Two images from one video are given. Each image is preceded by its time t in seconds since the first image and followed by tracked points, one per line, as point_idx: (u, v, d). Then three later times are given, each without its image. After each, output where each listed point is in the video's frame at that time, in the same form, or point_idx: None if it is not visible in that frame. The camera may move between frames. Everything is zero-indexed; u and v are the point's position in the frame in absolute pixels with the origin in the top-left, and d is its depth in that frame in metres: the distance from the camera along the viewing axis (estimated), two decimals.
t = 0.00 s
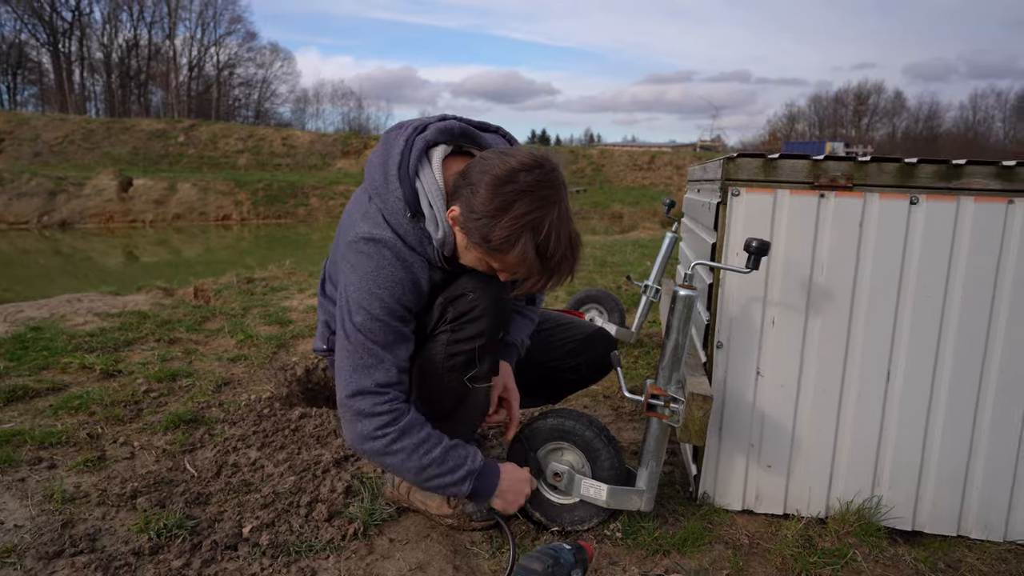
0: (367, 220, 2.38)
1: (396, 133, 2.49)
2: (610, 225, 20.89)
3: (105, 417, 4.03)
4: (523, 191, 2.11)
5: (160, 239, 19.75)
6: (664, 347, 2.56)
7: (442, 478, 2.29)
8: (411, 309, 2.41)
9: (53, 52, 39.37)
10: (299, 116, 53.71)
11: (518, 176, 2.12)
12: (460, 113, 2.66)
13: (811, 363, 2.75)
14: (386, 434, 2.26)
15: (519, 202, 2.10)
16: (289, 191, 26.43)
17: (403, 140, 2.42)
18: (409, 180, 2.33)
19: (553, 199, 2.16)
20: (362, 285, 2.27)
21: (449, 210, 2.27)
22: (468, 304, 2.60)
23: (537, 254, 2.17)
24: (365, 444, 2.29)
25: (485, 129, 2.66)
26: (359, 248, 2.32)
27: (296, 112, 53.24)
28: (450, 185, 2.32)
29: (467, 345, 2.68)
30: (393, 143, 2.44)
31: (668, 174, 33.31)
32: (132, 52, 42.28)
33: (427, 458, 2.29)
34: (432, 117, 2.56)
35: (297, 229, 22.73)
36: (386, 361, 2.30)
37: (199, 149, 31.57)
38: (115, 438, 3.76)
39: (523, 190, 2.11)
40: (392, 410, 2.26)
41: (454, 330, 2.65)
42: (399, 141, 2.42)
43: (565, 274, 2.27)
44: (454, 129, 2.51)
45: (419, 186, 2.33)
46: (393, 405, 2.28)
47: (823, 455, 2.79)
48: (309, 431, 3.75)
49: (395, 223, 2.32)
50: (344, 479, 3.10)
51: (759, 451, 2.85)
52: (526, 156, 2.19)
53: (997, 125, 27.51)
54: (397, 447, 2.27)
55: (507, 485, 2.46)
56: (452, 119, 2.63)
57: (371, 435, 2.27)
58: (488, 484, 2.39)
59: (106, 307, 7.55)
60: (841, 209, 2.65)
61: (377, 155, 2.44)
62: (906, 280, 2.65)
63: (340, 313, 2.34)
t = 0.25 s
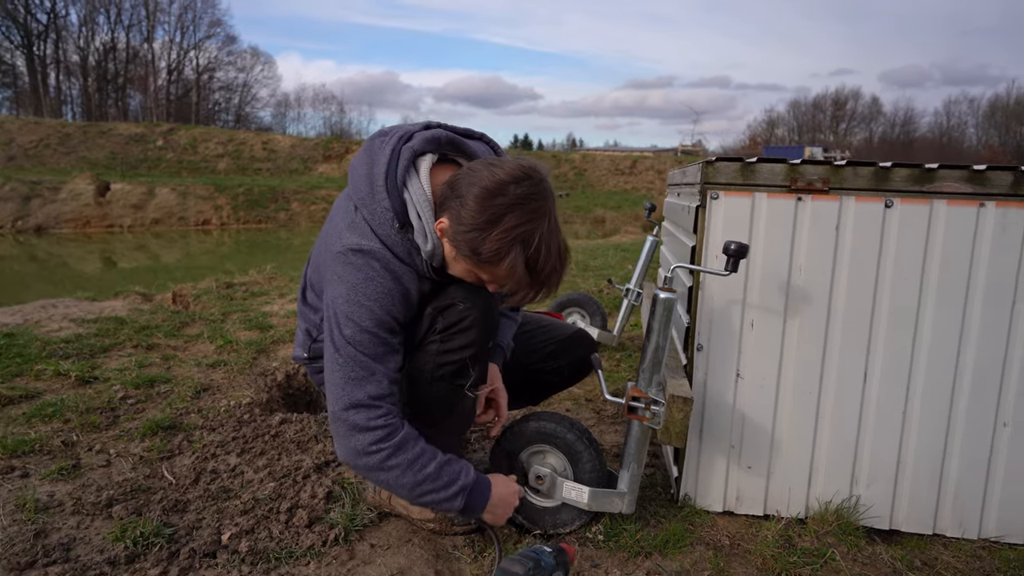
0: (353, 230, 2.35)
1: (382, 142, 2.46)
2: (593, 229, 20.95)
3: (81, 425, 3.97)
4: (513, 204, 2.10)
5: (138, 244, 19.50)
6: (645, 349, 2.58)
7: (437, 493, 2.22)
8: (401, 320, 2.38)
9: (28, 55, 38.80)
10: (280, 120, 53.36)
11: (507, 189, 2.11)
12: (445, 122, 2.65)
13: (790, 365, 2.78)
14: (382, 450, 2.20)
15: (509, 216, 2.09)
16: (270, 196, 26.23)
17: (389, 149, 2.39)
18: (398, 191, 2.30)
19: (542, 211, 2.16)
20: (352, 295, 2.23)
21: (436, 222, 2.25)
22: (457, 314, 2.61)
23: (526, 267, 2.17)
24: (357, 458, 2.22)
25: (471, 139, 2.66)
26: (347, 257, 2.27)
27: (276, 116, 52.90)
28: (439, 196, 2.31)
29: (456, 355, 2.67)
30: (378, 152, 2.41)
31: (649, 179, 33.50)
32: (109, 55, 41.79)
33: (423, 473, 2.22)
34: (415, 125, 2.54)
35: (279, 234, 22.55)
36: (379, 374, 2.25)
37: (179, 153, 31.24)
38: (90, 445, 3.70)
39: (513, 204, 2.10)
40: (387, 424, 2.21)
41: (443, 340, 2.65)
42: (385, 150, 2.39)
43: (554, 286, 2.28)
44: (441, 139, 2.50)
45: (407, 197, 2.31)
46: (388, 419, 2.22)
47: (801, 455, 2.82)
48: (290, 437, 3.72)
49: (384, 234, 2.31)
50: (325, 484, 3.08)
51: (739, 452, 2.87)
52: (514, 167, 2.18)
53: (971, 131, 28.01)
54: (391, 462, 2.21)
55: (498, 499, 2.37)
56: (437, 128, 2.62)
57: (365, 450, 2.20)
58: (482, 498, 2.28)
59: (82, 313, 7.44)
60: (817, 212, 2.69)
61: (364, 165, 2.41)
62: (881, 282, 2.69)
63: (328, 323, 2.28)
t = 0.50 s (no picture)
0: (343, 239, 2.29)
1: (372, 148, 2.39)
2: (577, 234, 21.00)
3: (56, 432, 3.90)
4: (509, 220, 2.06)
5: (118, 251, 19.25)
6: (625, 352, 2.58)
7: (436, 500, 2.23)
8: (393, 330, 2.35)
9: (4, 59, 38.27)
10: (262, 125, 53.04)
11: (503, 204, 2.06)
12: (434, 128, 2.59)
13: (770, 367, 2.80)
14: (381, 461, 2.18)
15: (506, 232, 2.06)
16: (252, 201, 26.04)
17: (379, 155, 2.31)
18: (390, 201, 2.25)
19: (538, 225, 2.13)
20: (344, 306, 2.18)
21: (429, 232, 2.21)
22: (448, 326, 2.58)
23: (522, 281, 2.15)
24: (355, 471, 2.20)
25: (460, 145, 2.61)
26: (337, 267, 2.22)
27: (259, 121, 52.58)
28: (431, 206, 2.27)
29: (446, 365, 2.66)
30: (368, 159, 2.34)
31: (633, 184, 33.67)
32: (88, 59, 41.33)
33: (424, 482, 2.22)
34: (405, 131, 2.47)
35: (261, 240, 22.39)
36: (374, 385, 2.21)
37: (159, 159, 30.93)
38: (66, 453, 3.64)
39: (510, 220, 2.06)
40: (385, 435, 2.19)
41: (433, 350, 2.63)
42: (375, 157, 2.31)
43: (549, 299, 2.27)
44: (432, 146, 2.44)
45: (400, 207, 2.25)
46: (385, 430, 2.20)
47: (782, 456, 2.84)
48: (270, 442, 3.68)
49: (375, 244, 2.26)
50: (306, 490, 3.05)
51: (720, 454, 2.88)
52: (509, 179, 2.12)
53: (947, 137, 28.49)
54: (392, 474, 2.19)
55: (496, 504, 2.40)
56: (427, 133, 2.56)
57: (363, 463, 2.17)
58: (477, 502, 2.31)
59: (59, 319, 7.33)
60: (795, 215, 2.71)
61: (353, 171, 2.34)
62: (859, 284, 2.73)
63: (319, 334, 2.23)
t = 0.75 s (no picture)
0: (328, 241, 2.26)
1: (359, 149, 2.36)
2: (565, 238, 21.03)
3: (37, 437, 3.85)
4: (503, 234, 2.06)
5: (102, 255, 19.07)
6: (611, 352, 2.59)
7: (418, 501, 2.26)
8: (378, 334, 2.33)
9: None
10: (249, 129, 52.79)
11: (498, 218, 2.06)
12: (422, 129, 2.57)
13: (756, 367, 2.81)
14: (363, 465, 2.18)
15: (499, 246, 2.06)
16: (239, 205, 25.89)
17: (367, 157, 2.28)
18: (377, 203, 2.22)
19: (530, 239, 2.13)
20: (329, 309, 2.17)
21: (420, 239, 2.20)
22: (434, 332, 2.57)
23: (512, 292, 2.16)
24: (337, 475, 2.19)
25: (447, 147, 2.59)
26: (322, 269, 2.20)
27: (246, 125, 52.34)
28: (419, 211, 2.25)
29: (431, 371, 2.65)
30: (356, 160, 2.30)
31: (621, 189, 33.78)
32: (73, 63, 41.00)
33: (406, 483, 2.24)
34: (393, 132, 2.44)
35: (248, 244, 22.26)
36: (357, 389, 2.20)
37: (145, 163, 30.69)
38: (47, 458, 3.59)
39: (504, 235, 2.06)
40: (368, 439, 2.19)
41: (419, 356, 2.61)
42: (363, 158, 2.28)
43: (538, 313, 2.29)
44: (420, 148, 2.43)
45: (387, 210, 2.23)
46: (368, 434, 2.20)
47: (767, 456, 2.85)
48: (256, 446, 3.66)
49: (362, 247, 2.22)
50: (291, 493, 3.03)
51: (706, 454, 2.89)
52: (504, 191, 2.11)
53: (930, 141, 28.81)
54: (375, 477, 2.20)
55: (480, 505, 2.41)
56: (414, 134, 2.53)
57: (346, 466, 2.18)
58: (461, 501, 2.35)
59: (41, 324, 7.25)
60: (779, 216, 2.73)
61: (339, 172, 2.30)
62: (842, 285, 2.75)
63: (302, 337, 2.21)
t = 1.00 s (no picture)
0: (311, 239, 2.25)
1: (342, 147, 2.35)
2: (554, 240, 21.05)
3: (19, 441, 3.80)
4: (491, 235, 2.06)
5: (88, 258, 18.88)
6: (600, 352, 2.58)
7: (407, 505, 2.24)
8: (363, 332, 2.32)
9: None
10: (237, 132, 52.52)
11: (487, 219, 2.05)
12: (405, 126, 2.56)
13: (743, 367, 2.82)
14: (352, 466, 2.17)
15: (487, 247, 2.06)
16: (226, 208, 25.74)
17: (350, 154, 2.27)
18: (360, 201, 2.21)
19: (518, 241, 2.13)
20: (314, 308, 2.16)
21: (406, 237, 2.18)
22: (418, 332, 2.54)
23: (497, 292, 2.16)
24: (326, 475, 2.18)
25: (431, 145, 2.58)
26: (306, 268, 2.19)
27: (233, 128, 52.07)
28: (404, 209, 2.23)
29: (416, 372, 2.63)
30: (338, 158, 2.29)
31: (610, 192, 33.87)
32: (58, 64, 40.64)
33: (395, 487, 2.22)
34: (377, 129, 2.43)
35: (235, 247, 22.13)
36: (344, 388, 2.20)
37: (131, 165, 30.44)
38: (29, 462, 3.54)
39: (492, 236, 2.06)
40: (356, 439, 2.18)
41: (404, 356, 2.59)
42: (346, 156, 2.27)
43: (522, 315, 2.30)
44: (404, 145, 2.42)
45: (371, 207, 2.22)
46: (357, 434, 2.19)
47: (755, 455, 2.86)
48: (242, 448, 3.63)
49: (345, 245, 2.22)
50: (278, 495, 3.01)
51: (694, 454, 2.90)
52: (493, 192, 2.11)
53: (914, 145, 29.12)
54: (363, 479, 2.19)
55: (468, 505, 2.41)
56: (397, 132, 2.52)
57: (334, 467, 2.17)
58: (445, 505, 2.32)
59: (24, 327, 7.16)
60: (766, 216, 2.74)
61: (322, 171, 2.30)
62: (828, 284, 2.77)
63: (287, 337, 2.20)
